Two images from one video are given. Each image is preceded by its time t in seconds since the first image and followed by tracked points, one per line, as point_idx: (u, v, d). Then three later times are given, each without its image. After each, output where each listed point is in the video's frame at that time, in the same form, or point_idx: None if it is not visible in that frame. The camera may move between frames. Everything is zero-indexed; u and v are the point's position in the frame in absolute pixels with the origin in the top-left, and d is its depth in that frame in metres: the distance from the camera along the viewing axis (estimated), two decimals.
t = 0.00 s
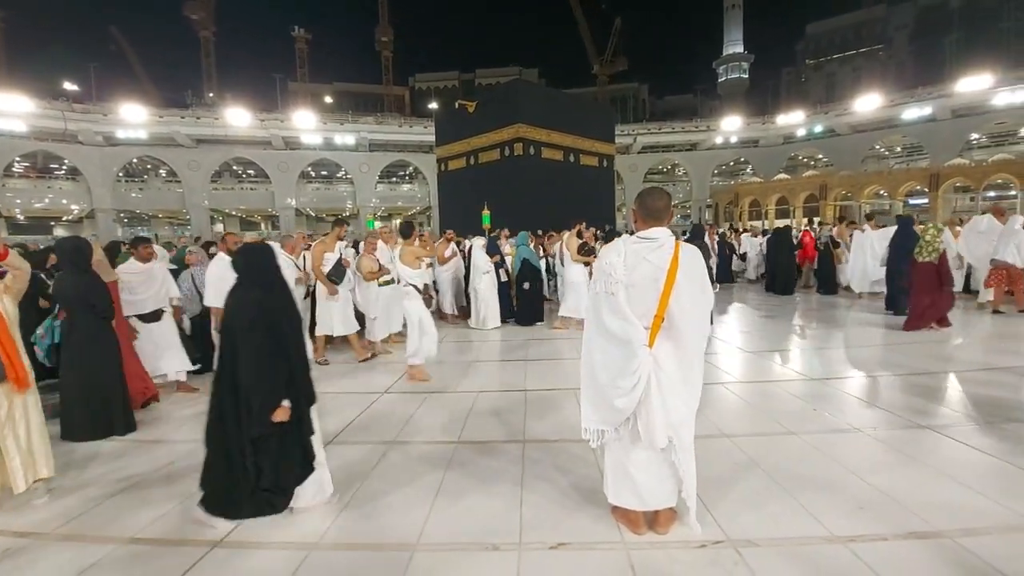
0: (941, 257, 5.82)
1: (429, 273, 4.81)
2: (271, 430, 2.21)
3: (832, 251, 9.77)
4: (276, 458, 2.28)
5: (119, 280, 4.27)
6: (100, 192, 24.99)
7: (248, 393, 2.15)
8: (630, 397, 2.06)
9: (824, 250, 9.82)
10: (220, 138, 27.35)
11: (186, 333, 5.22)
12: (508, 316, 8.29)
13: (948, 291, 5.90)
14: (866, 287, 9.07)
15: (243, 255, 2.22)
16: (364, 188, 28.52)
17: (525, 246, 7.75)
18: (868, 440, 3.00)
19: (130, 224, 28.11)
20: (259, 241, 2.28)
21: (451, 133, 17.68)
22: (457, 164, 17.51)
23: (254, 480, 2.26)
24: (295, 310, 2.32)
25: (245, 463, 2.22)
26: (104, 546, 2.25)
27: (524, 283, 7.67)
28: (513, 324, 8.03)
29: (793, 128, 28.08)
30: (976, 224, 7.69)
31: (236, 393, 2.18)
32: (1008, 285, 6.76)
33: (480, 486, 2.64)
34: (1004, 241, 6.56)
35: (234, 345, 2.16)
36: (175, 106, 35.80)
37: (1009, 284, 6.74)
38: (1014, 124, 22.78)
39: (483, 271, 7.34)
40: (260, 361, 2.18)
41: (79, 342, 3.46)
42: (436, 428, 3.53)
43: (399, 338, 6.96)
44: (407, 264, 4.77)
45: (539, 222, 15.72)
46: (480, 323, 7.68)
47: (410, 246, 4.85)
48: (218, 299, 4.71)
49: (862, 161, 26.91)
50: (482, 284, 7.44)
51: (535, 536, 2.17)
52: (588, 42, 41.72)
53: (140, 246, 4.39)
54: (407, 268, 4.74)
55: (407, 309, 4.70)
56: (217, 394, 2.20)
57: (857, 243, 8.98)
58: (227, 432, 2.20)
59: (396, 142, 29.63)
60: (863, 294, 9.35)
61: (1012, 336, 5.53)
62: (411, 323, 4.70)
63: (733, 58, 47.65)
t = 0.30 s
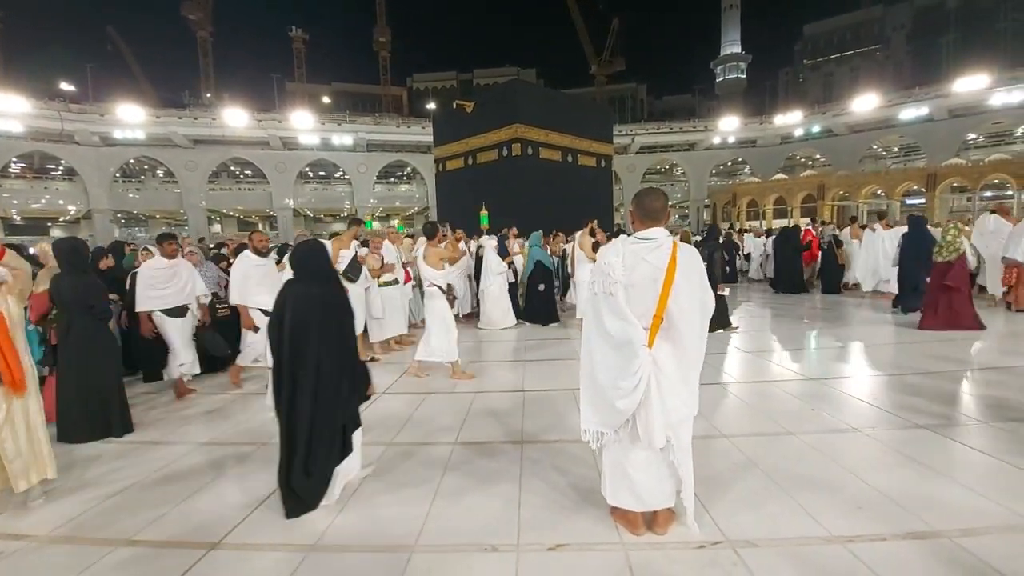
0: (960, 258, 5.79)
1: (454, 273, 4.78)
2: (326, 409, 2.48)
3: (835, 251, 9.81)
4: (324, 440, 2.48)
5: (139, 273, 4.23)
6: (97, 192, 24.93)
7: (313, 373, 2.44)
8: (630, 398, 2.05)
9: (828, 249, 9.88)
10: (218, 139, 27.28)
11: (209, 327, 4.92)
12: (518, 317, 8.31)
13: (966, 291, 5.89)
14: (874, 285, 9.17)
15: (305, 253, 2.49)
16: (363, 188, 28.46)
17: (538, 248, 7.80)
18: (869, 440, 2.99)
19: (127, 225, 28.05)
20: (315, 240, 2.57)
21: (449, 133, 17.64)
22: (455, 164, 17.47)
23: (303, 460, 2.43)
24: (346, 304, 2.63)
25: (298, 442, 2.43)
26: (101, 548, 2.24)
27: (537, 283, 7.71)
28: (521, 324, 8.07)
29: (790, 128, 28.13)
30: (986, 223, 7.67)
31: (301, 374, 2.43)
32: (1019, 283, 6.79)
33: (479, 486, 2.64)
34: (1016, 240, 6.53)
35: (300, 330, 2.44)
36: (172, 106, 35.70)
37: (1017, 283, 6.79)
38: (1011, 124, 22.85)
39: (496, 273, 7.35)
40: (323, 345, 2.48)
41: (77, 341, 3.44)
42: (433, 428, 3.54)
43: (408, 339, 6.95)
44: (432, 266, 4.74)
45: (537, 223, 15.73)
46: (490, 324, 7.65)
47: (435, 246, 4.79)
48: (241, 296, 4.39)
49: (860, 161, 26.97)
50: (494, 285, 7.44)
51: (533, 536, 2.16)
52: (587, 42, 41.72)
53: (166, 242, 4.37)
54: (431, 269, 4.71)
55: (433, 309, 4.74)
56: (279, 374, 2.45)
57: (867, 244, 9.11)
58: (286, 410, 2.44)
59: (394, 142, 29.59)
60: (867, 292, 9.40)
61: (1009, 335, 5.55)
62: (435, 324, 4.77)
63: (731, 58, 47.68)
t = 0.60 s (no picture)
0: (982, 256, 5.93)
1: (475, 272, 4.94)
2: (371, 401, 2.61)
3: (842, 250, 9.82)
4: (369, 427, 2.61)
5: (160, 277, 4.17)
6: (93, 193, 24.86)
7: (358, 365, 2.58)
8: (627, 397, 2.05)
9: (834, 249, 9.86)
10: (215, 139, 27.20)
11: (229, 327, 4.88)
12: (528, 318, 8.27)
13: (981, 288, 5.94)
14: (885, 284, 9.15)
15: (350, 251, 2.62)
16: (361, 188, 28.40)
17: (550, 246, 7.78)
18: (868, 440, 2.99)
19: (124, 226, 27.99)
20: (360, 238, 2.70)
21: (447, 133, 17.62)
22: (453, 164, 17.45)
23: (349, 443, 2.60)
24: (389, 299, 2.74)
25: (347, 429, 2.60)
26: (98, 550, 2.23)
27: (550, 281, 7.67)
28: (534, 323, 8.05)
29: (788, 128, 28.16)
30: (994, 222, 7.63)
31: (349, 367, 2.58)
32: None
33: (476, 487, 2.63)
34: None
35: (346, 328, 2.57)
36: (169, 106, 35.61)
37: None
38: (1007, 124, 22.89)
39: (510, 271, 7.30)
40: (367, 339, 2.61)
41: (74, 340, 3.43)
42: (432, 428, 3.53)
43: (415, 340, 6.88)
44: (455, 263, 4.85)
45: (536, 222, 15.72)
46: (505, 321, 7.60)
47: (457, 244, 4.90)
48: (260, 299, 4.26)
49: (857, 161, 27.01)
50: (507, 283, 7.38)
51: (530, 537, 2.16)
52: (585, 42, 41.72)
53: (184, 246, 4.34)
54: (454, 267, 4.85)
55: (454, 307, 4.83)
56: (328, 365, 2.61)
57: (875, 242, 8.97)
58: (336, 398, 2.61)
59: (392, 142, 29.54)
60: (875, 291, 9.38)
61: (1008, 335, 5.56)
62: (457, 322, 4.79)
63: (729, 58, 47.71)
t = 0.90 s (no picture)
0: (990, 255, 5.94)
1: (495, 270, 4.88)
2: (415, 392, 2.66)
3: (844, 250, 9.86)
4: (410, 419, 2.68)
5: (178, 271, 4.06)
6: (85, 191, 24.64)
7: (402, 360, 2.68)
8: (623, 397, 2.04)
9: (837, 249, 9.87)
10: (208, 137, 26.99)
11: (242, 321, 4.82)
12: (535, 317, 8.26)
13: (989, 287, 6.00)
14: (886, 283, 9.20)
15: (394, 252, 2.76)
16: (355, 187, 28.31)
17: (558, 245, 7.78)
18: (861, 439, 3.00)
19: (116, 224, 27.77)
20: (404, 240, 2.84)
21: (442, 133, 17.58)
22: (449, 163, 17.40)
23: (392, 435, 2.68)
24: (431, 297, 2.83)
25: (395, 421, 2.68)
26: (89, 551, 2.21)
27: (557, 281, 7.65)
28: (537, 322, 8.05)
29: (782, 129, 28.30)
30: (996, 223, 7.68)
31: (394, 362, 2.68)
32: None
33: (471, 487, 2.63)
34: None
35: (392, 323, 2.68)
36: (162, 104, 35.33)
37: None
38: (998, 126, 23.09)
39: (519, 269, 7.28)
40: (411, 332, 2.70)
41: (62, 341, 3.39)
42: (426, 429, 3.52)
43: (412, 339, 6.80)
44: (474, 262, 4.80)
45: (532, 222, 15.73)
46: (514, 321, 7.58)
47: (474, 244, 4.86)
48: (279, 294, 4.22)
49: (850, 162, 27.18)
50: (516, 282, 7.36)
51: (525, 537, 2.15)
52: (580, 42, 41.73)
53: (199, 241, 4.28)
54: (474, 266, 4.78)
55: (473, 306, 4.78)
56: (374, 362, 2.71)
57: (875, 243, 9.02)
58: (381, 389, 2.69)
59: (387, 141, 29.45)
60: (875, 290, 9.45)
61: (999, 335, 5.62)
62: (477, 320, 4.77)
63: (723, 58, 47.88)
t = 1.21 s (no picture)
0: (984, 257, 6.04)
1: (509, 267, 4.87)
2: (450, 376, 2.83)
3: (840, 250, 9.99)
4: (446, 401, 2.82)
5: (203, 268, 3.84)
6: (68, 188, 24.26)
7: (442, 345, 2.84)
8: (613, 396, 2.05)
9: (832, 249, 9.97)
10: (196, 134, 26.65)
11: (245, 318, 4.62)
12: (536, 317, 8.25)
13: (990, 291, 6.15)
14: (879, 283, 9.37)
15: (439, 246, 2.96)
16: (345, 186, 28.13)
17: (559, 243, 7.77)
18: (847, 438, 3.04)
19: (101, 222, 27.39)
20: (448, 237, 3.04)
21: (433, 131, 17.52)
22: (440, 162, 17.33)
23: (429, 416, 2.81)
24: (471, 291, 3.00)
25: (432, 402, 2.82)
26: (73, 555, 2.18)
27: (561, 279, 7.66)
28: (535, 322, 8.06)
29: (770, 130, 28.55)
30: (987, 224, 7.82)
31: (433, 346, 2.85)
32: None
33: (463, 486, 2.62)
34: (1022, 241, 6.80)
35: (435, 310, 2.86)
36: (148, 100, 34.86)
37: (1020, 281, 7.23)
38: (981, 129, 23.45)
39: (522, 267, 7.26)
40: (453, 322, 2.89)
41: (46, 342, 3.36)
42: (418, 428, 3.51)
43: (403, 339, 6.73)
44: (490, 259, 4.78)
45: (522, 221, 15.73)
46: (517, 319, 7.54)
47: (491, 241, 4.85)
48: (306, 291, 4.16)
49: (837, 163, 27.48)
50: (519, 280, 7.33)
51: (515, 537, 2.15)
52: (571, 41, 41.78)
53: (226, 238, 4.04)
54: (490, 263, 4.76)
55: (492, 304, 4.79)
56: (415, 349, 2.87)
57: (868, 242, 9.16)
58: (421, 373, 2.83)
59: (377, 139, 29.26)
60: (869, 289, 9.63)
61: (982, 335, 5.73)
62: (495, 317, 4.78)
63: (713, 60, 48.23)
